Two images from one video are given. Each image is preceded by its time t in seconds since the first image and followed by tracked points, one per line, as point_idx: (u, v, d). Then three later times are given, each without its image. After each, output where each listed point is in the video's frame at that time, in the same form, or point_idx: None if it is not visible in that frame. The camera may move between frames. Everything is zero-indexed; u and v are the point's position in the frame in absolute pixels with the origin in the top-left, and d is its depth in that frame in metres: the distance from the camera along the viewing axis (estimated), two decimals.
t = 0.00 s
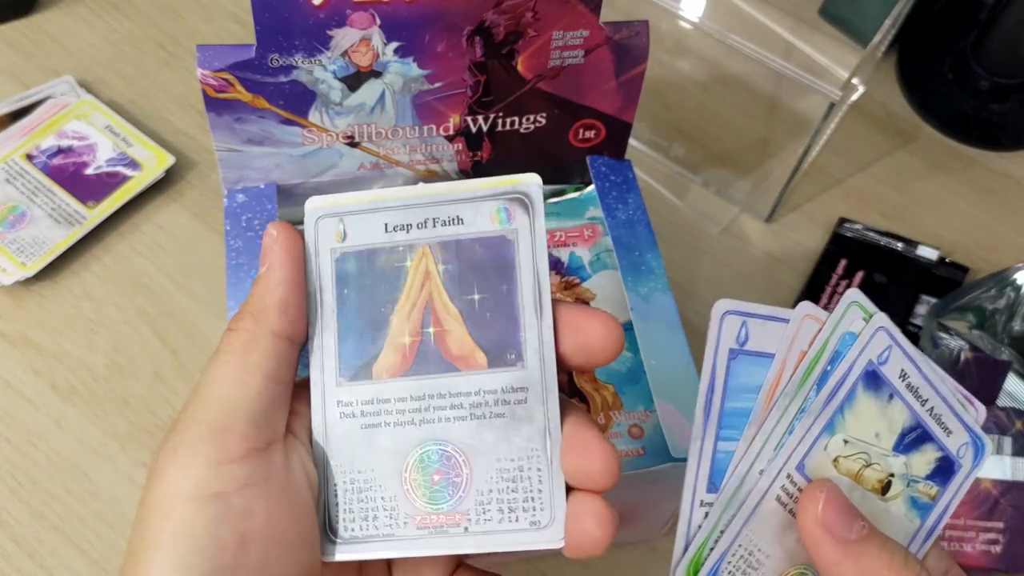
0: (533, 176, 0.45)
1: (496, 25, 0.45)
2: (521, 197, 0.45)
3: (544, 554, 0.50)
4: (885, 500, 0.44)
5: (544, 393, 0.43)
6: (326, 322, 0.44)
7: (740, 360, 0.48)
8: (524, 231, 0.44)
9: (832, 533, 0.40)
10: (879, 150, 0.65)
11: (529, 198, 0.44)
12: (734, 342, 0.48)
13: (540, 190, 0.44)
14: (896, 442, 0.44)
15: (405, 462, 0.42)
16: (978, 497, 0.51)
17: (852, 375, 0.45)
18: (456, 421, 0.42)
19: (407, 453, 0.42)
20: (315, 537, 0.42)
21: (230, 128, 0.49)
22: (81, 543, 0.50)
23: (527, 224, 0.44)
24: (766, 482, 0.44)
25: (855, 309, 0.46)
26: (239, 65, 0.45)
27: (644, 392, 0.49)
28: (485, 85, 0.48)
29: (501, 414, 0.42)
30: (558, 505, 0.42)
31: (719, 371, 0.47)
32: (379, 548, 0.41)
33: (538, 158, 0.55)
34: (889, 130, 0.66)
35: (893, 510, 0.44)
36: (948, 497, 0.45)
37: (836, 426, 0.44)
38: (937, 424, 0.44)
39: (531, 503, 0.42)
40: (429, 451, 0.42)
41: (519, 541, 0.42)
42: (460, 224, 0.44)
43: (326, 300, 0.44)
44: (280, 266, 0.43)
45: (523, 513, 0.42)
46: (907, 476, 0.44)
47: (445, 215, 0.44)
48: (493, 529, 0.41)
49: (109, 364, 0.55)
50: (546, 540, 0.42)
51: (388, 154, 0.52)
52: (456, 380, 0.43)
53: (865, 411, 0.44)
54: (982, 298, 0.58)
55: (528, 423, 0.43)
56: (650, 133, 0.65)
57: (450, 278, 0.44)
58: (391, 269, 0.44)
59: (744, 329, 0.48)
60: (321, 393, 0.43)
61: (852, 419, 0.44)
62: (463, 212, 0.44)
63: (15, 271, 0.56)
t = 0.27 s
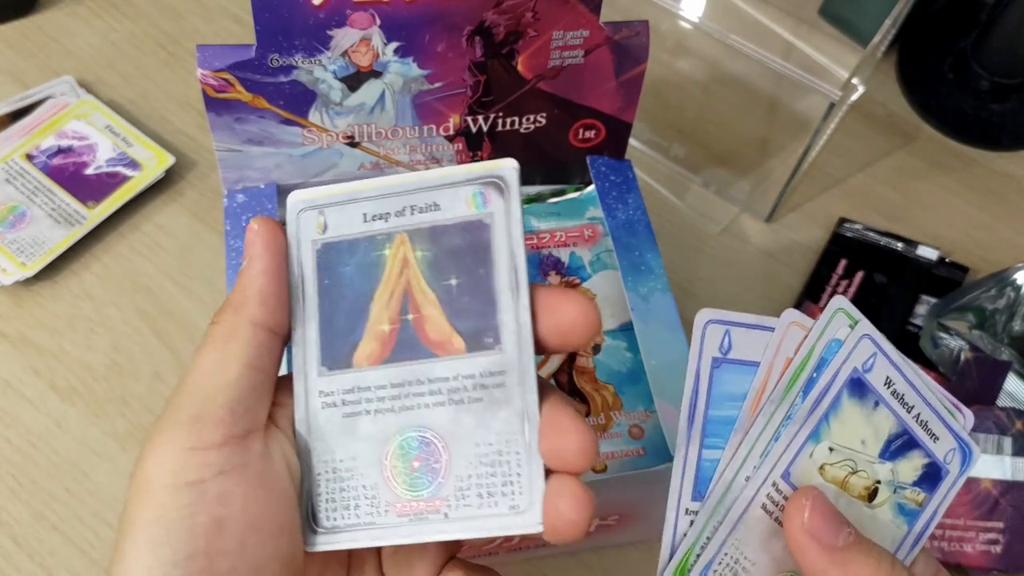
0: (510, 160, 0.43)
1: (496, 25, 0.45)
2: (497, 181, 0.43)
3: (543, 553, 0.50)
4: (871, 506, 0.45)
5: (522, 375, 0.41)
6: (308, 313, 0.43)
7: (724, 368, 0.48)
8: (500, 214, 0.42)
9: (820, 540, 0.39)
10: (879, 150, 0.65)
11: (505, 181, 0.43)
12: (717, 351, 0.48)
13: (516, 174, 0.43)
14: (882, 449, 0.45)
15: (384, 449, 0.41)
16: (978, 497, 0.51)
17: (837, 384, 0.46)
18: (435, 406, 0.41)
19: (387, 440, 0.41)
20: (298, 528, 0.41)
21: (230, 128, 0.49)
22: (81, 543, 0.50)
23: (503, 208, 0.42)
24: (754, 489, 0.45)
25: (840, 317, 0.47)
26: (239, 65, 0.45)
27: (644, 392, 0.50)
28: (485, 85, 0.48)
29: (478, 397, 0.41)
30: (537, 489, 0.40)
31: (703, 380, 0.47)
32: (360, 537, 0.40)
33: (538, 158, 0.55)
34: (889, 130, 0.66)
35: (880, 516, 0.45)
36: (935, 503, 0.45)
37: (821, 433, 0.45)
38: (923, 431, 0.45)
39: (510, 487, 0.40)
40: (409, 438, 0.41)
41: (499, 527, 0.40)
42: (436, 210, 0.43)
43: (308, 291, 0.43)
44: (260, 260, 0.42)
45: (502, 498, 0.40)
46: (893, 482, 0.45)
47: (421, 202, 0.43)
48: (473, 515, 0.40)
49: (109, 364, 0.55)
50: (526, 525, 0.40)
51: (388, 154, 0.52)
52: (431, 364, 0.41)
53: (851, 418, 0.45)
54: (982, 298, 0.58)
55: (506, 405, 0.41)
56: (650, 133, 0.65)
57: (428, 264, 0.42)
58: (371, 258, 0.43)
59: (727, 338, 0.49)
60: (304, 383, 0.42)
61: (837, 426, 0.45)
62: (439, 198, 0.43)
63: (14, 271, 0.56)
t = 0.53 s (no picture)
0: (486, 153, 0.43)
1: (496, 25, 0.45)
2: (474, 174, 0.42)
3: (544, 553, 0.50)
4: (882, 514, 0.43)
5: (504, 367, 0.41)
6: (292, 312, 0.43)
7: (734, 380, 0.47)
8: (478, 207, 0.41)
9: (832, 550, 0.39)
10: (879, 150, 0.65)
11: (483, 174, 0.42)
12: (726, 362, 0.47)
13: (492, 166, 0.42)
14: (894, 457, 0.43)
15: (369, 445, 0.41)
16: (978, 497, 0.51)
17: (849, 391, 0.43)
18: (417, 401, 0.41)
19: (371, 435, 0.41)
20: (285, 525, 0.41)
21: (230, 128, 0.49)
22: (81, 543, 0.50)
23: (480, 202, 0.42)
24: (764, 499, 0.43)
25: (854, 324, 0.45)
26: (239, 65, 0.45)
27: (644, 392, 0.49)
28: (485, 85, 0.49)
29: (460, 391, 0.41)
30: (520, 479, 0.40)
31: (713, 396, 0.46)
32: (348, 533, 0.40)
33: (538, 158, 0.55)
34: (889, 130, 0.66)
35: (892, 526, 0.43)
36: (947, 511, 0.43)
37: (834, 442, 0.43)
38: (935, 438, 0.43)
39: (493, 479, 0.40)
40: (393, 433, 0.40)
41: (483, 520, 0.39)
42: (415, 206, 0.42)
43: (291, 289, 0.43)
44: (241, 261, 0.43)
45: (486, 490, 0.40)
46: (904, 490, 0.43)
47: (400, 198, 0.42)
48: (457, 509, 0.39)
49: (109, 364, 0.55)
50: (511, 518, 0.39)
51: (388, 153, 0.52)
52: (412, 360, 0.41)
53: (863, 426, 0.43)
54: (982, 298, 0.58)
55: (488, 398, 0.40)
56: (650, 133, 0.65)
57: (407, 259, 0.42)
58: (353, 255, 0.42)
59: (737, 349, 0.47)
60: (288, 381, 0.42)
61: (849, 435, 0.43)
62: (417, 193, 0.42)
63: (14, 271, 0.56)
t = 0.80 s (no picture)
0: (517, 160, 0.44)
1: (496, 25, 0.45)
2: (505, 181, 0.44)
3: (542, 554, 0.50)
4: (890, 519, 0.44)
5: (535, 372, 0.43)
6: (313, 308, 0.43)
7: (739, 385, 0.48)
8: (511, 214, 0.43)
9: (841, 555, 0.40)
10: (879, 150, 0.65)
11: (514, 181, 0.44)
12: (732, 368, 0.48)
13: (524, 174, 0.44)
14: (902, 462, 0.44)
15: (399, 444, 0.42)
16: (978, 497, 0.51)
17: (858, 397, 0.45)
18: (449, 402, 0.42)
19: (401, 435, 0.42)
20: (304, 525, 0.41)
21: (230, 128, 0.49)
22: (81, 543, 0.50)
23: (512, 208, 0.43)
24: (775, 503, 0.45)
25: (863, 328, 0.46)
26: (239, 65, 0.45)
27: (644, 392, 0.49)
28: (485, 85, 0.49)
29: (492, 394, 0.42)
30: (552, 479, 0.43)
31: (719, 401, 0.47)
32: (377, 529, 0.42)
33: (538, 158, 0.55)
34: (889, 130, 0.66)
35: (898, 530, 0.44)
36: (954, 515, 0.44)
37: (842, 446, 0.44)
38: (943, 442, 0.44)
39: (525, 479, 0.42)
40: (424, 433, 0.42)
41: (516, 516, 0.42)
42: (445, 208, 0.43)
43: (311, 284, 0.43)
44: (262, 256, 0.42)
45: (519, 489, 0.42)
46: (912, 494, 0.44)
47: (429, 198, 0.43)
48: (491, 506, 0.42)
49: (109, 364, 0.55)
50: (542, 514, 0.42)
51: (388, 154, 0.52)
52: (445, 362, 0.42)
53: (871, 431, 0.45)
54: (982, 298, 0.58)
55: (520, 402, 0.43)
56: (650, 133, 0.65)
57: (437, 262, 0.43)
58: (377, 253, 0.43)
59: (743, 354, 0.48)
60: (311, 378, 0.42)
61: (857, 440, 0.45)
62: (448, 195, 0.43)
63: (14, 271, 0.56)
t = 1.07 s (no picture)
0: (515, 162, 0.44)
1: (496, 25, 0.46)
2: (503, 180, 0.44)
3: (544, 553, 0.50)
4: (910, 528, 0.46)
5: (538, 362, 0.43)
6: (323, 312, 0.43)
7: (755, 391, 0.50)
8: (509, 211, 0.43)
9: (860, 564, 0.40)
10: (879, 150, 0.65)
11: (513, 180, 0.44)
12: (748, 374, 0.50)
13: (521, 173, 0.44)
14: (923, 472, 0.46)
15: (406, 438, 0.42)
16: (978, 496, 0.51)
17: (878, 405, 0.48)
18: (453, 395, 0.42)
19: (408, 429, 0.42)
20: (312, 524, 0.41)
21: (230, 128, 0.49)
22: (82, 543, 0.50)
23: (512, 206, 0.44)
24: (796, 508, 0.47)
25: (885, 336, 0.49)
26: (238, 65, 0.45)
27: (645, 391, 0.49)
28: (485, 85, 0.49)
29: (496, 385, 0.42)
30: (559, 469, 0.42)
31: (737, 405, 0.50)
32: (386, 523, 0.41)
33: (538, 158, 0.55)
34: (889, 130, 0.66)
35: (918, 540, 0.46)
36: (973, 527, 0.46)
37: (862, 455, 0.47)
38: (963, 454, 0.46)
39: (532, 469, 0.42)
40: (430, 426, 0.42)
41: (523, 506, 0.41)
42: (447, 210, 0.43)
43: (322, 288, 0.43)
44: (274, 261, 0.42)
45: (525, 479, 0.42)
46: (932, 504, 0.46)
47: (431, 201, 0.43)
48: (497, 496, 0.41)
49: (109, 364, 0.55)
50: (550, 503, 0.41)
51: (388, 153, 0.52)
52: (447, 356, 0.42)
53: (890, 439, 0.47)
54: (982, 298, 0.58)
55: (524, 393, 0.42)
56: (650, 133, 0.65)
57: (440, 260, 0.43)
58: (384, 257, 0.43)
59: (758, 360, 0.50)
60: (322, 378, 0.43)
61: (877, 447, 0.47)
62: (450, 197, 0.43)
63: (14, 271, 0.56)
